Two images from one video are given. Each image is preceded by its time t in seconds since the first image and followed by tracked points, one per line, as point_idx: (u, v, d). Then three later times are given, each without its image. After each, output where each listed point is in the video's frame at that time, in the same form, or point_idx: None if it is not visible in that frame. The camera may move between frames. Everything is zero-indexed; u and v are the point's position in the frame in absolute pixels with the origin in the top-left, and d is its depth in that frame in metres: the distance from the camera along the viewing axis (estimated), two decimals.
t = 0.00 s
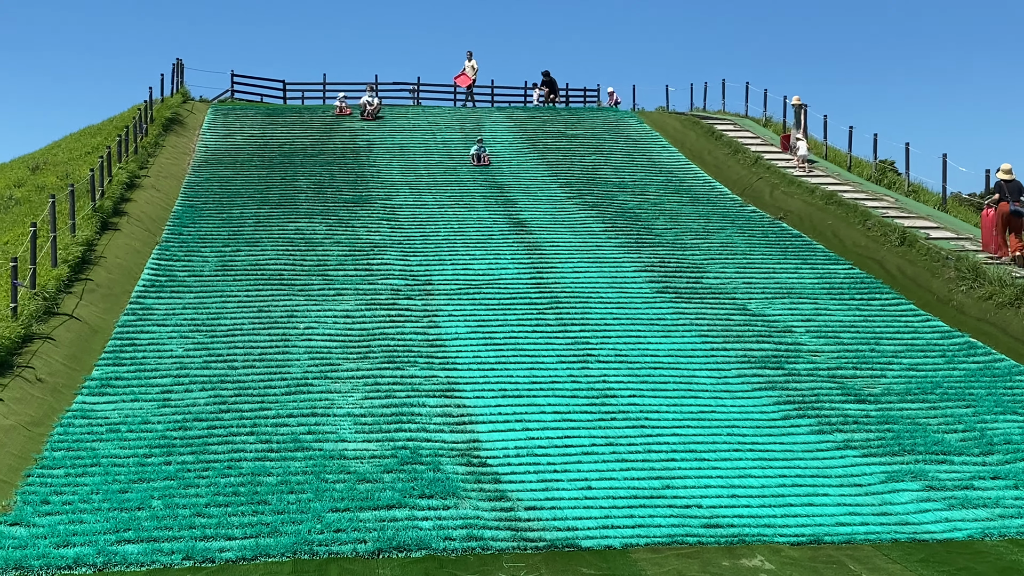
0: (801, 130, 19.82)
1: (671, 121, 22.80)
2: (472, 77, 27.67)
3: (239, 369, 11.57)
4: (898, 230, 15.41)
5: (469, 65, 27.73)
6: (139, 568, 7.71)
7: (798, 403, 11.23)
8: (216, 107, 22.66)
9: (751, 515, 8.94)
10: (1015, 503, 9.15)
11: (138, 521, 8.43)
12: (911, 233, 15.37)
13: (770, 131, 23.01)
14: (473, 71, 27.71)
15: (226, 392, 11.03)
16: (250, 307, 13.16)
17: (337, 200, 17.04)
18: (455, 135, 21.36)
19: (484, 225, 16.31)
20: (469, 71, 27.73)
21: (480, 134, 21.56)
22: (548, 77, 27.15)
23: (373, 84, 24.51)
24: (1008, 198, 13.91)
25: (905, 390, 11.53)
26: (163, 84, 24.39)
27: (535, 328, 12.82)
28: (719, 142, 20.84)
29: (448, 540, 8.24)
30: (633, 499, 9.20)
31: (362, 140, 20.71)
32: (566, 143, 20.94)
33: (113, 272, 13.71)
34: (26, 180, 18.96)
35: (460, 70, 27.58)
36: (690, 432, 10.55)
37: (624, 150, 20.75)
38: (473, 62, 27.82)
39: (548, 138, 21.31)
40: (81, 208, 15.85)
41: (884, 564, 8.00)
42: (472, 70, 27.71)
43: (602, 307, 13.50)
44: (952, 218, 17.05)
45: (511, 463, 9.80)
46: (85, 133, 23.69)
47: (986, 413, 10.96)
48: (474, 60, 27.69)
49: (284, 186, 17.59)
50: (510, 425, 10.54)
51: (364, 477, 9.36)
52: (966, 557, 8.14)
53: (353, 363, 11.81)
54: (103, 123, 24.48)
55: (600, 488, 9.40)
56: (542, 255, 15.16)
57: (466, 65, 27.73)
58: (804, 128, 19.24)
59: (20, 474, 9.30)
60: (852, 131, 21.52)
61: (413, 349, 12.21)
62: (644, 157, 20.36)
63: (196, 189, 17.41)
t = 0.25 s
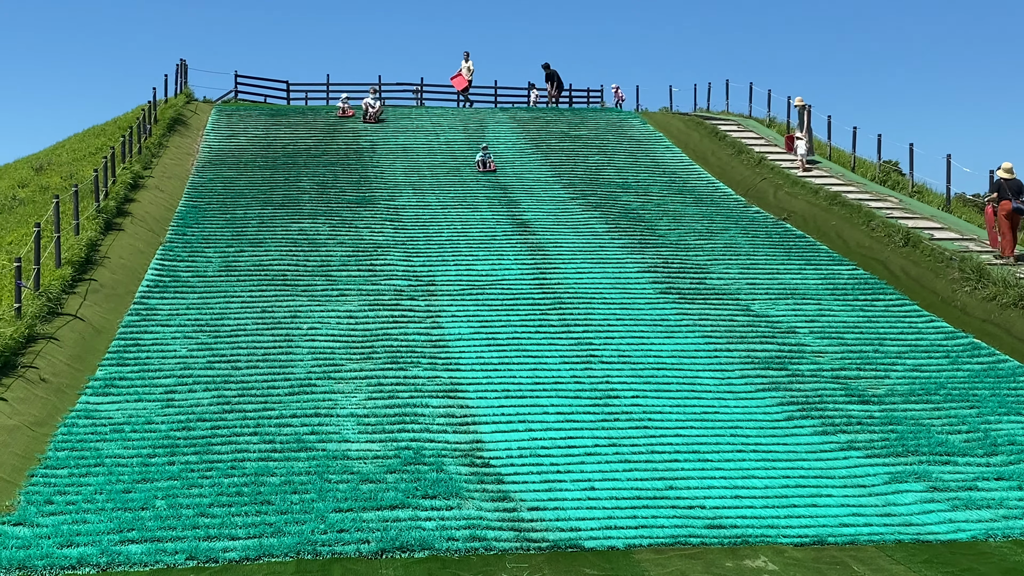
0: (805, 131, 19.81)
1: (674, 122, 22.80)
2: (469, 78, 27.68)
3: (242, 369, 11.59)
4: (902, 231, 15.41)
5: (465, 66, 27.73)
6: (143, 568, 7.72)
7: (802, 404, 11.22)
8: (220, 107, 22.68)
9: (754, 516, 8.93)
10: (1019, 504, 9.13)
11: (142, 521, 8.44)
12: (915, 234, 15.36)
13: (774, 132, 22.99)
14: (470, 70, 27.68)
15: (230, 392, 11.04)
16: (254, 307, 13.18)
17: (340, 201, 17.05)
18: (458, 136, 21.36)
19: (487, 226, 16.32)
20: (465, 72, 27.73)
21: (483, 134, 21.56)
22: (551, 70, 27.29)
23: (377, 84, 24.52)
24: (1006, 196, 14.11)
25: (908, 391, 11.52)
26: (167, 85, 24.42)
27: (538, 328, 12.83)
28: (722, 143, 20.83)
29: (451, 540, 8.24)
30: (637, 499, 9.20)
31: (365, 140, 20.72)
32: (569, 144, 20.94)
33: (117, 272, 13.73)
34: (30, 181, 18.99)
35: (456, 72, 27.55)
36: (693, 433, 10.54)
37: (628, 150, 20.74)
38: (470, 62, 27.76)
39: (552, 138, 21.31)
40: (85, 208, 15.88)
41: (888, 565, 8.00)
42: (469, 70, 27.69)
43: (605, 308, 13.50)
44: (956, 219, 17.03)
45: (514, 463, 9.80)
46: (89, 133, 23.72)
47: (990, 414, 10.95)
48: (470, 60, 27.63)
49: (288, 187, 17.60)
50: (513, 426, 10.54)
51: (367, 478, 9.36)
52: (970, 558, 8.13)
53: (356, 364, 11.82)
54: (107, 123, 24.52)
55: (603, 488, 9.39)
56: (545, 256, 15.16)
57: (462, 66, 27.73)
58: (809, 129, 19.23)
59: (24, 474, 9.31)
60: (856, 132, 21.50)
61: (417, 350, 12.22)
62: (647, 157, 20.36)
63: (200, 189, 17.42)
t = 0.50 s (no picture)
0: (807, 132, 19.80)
1: (677, 123, 22.80)
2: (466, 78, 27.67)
3: (245, 371, 11.59)
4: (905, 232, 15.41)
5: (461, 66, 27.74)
6: (146, 570, 7.72)
7: (805, 406, 11.21)
8: (223, 109, 22.70)
9: (757, 518, 8.93)
10: (1022, 506, 9.13)
11: (145, 523, 8.45)
12: (918, 235, 15.36)
13: (776, 133, 22.99)
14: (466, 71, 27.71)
15: (233, 394, 11.05)
16: (257, 309, 13.18)
17: (343, 203, 17.06)
18: (461, 138, 21.37)
19: (490, 227, 16.33)
20: (462, 73, 27.71)
21: (486, 136, 21.58)
22: (555, 65, 27.34)
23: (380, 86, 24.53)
24: (1007, 198, 14.09)
25: (912, 392, 11.51)
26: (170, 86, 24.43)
27: (541, 330, 12.83)
28: (725, 144, 20.83)
29: (454, 542, 8.24)
30: (640, 501, 9.20)
31: (368, 142, 20.73)
32: (572, 145, 20.94)
33: (120, 274, 13.74)
34: (33, 183, 19.00)
35: (452, 73, 27.54)
36: (697, 434, 10.53)
37: (631, 152, 20.74)
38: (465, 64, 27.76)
39: (554, 140, 21.31)
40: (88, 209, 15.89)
41: (891, 567, 7.99)
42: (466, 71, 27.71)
43: (608, 310, 13.50)
44: (959, 220, 17.02)
45: (517, 465, 9.80)
46: (92, 135, 23.74)
47: (993, 416, 10.94)
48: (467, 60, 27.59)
49: (291, 188, 17.61)
50: (516, 428, 10.54)
51: (370, 479, 9.36)
52: (973, 559, 8.12)
53: (359, 365, 11.82)
54: (110, 125, 24.54)
55: (606, 490, 9.39)
56: (548, 258, 15.16)
57: (460, 66, 27.73)
58: (812, 130, 19.22)
59: (27, 476, 9.32)
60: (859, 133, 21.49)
61: (420, 351, 12.23)
62: (650, 159, 20.36)
63: (203, 191, 17.43)
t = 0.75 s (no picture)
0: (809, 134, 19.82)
1: (678, 125, 22.81)
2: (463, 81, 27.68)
3: (248, 373, 11.60)
4: (906, 234, 15.41)
5: (456, 69, 27.72)
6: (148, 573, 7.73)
7: (807, 408, 11.22)
8: (225, 111, 22.72)
9: (760, 520, 8.93)
10: None
11: (147, 526, 8.45)
12: (919, 237, 15.36)
13: (778, 136, 23.00)
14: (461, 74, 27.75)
15: (236, 397, 11.06)
16: (259, 311, 13.20)
17: (345, 205, 17.08)
18: (463, 140, 21.38)
19: (492, 230, 16.35)
20: (457, 75, 27.73)
21: (488, 138, 21.60)
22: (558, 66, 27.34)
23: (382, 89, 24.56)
24: (1007, 197, 14.03)
25: (914, 394, 11.51)
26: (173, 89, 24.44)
27: (543, 332, 12.84)
28: (727, 147, 20.84)
29: (456, 544, 8.23)
30: (642, 504, 9.20)
31: (370, 145, 20.75)
32: (574, 148, 20.96)
33: (123, 276, 13.76)
34: (35, 186, 19.02)
35: (448, 76, 27.52)
36: (698, 437, 10.54)
37: (632, 154, 20.76)
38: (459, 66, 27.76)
39: (556, 142, 21.34)
40: (91, 212, 15.91)
41: (894, 570, 8.00)
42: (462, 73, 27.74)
43: (610, 312, 13.51)
44: (960, 222, 17.03)
45: (519, 467, 9.80)
46: (95, 138, 23.78)
47: (995, 418, 10.94)
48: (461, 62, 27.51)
49: (293, 191, 17.62)
50: (519, 430, 10.54)
51: (372, 482, 9.37)
52: (975, 562, 8.12)
53: (361, 368, 11.83)
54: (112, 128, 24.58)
55: (608, 492, 9.39)
56: (550, 260, 15.18)
57: (454, 70, 27.73)
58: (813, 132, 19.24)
59: (29, 478, 9.33)
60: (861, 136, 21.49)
61: (422, 354, 12.23)
62: (652, 161, 20.37)
63: (205, 194, 17.45)
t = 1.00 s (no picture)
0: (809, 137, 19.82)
1: (679, 128, 22.82)
2: (460, 83, 27.71)
3: (248, 376, 11.59)
4: (907, 236, 15.40)
5: (454, 70, 27.73)
6: None
7: (808, 410, 11.21)
8: (225, 114, 22.72)
9: (760, 523, 8.91)
10: None
11: (148, 529, 8.44)
12: (920, 239, 15.35)
13: (778, 138, 23.01)
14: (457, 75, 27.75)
15: (236, 400, 11.04)
16: (259, 314, 13.19)
17: (346, 208, 17.08)
18: (463, 143, 21.39)
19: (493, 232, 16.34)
20: (453, 77, 27.75)
21: (488, 141, 21.60)
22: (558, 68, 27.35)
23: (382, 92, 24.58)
24: (1007, 198, 14.06)
25: (915, 397, 11.50)
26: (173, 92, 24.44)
27: (543, 335, 12.83)
28: (727, 149, 20.84)
29: (457, 547, 8.22)
30: (643, 507, 9.19)
31: (371, 147, 20.76)
32: (574, 151, 20.97)
33: (123, 280, 13.75)
34: (35, 189, 19.01)
35: (446, 78, 27.54)
36: (699, 439, 10.53)
37: (632, 157, 20.76)
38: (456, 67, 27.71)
39: (556, 145, 21.35)
40: (91, 216, 15.90)
41: (895, 573, 7.99)
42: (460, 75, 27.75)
43: (610, 315, 13.50)
44: (961, 224, 17.02)
45: (520, 470, 9.79)
46: (95, 141, 23.79)
47: (996, 420, 10.93)
48: (459, 64, 27.48)
49: (293, 194, 17.62)
50: (519, 433, 10.54)
51: (372, 485, 9.36)
52: (977, 565, 8.11)
53: (362, 371, 11.82)
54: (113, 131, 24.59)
55: (609, 495, 9.38)
56: (551, 263, 15.17)
57: (450, 72, 27.73)
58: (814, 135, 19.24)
59: (29, 482, 9.31)
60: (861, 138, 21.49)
61: (422, 357, 12.22)
62: (652, 164, 20.38)
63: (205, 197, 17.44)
